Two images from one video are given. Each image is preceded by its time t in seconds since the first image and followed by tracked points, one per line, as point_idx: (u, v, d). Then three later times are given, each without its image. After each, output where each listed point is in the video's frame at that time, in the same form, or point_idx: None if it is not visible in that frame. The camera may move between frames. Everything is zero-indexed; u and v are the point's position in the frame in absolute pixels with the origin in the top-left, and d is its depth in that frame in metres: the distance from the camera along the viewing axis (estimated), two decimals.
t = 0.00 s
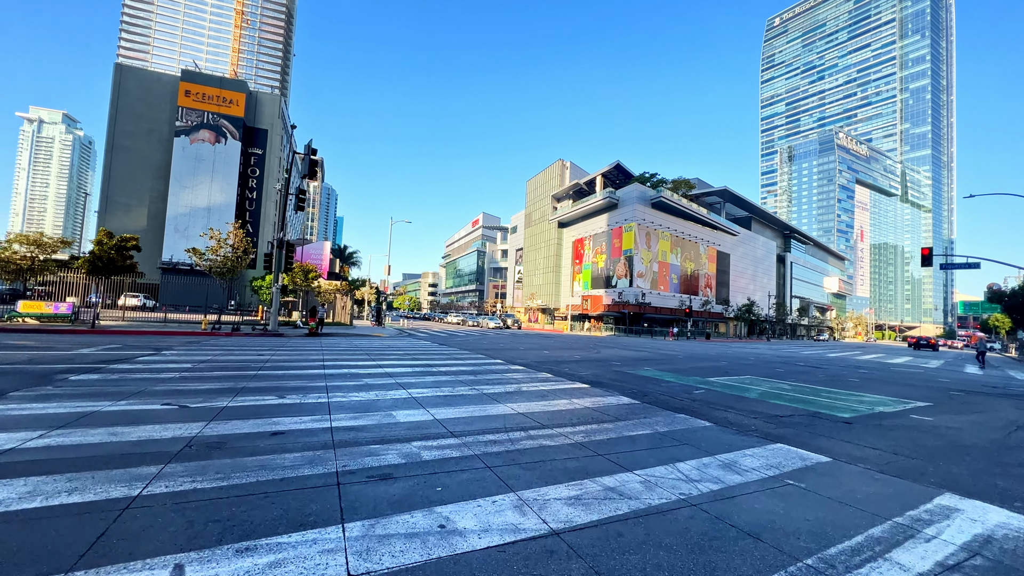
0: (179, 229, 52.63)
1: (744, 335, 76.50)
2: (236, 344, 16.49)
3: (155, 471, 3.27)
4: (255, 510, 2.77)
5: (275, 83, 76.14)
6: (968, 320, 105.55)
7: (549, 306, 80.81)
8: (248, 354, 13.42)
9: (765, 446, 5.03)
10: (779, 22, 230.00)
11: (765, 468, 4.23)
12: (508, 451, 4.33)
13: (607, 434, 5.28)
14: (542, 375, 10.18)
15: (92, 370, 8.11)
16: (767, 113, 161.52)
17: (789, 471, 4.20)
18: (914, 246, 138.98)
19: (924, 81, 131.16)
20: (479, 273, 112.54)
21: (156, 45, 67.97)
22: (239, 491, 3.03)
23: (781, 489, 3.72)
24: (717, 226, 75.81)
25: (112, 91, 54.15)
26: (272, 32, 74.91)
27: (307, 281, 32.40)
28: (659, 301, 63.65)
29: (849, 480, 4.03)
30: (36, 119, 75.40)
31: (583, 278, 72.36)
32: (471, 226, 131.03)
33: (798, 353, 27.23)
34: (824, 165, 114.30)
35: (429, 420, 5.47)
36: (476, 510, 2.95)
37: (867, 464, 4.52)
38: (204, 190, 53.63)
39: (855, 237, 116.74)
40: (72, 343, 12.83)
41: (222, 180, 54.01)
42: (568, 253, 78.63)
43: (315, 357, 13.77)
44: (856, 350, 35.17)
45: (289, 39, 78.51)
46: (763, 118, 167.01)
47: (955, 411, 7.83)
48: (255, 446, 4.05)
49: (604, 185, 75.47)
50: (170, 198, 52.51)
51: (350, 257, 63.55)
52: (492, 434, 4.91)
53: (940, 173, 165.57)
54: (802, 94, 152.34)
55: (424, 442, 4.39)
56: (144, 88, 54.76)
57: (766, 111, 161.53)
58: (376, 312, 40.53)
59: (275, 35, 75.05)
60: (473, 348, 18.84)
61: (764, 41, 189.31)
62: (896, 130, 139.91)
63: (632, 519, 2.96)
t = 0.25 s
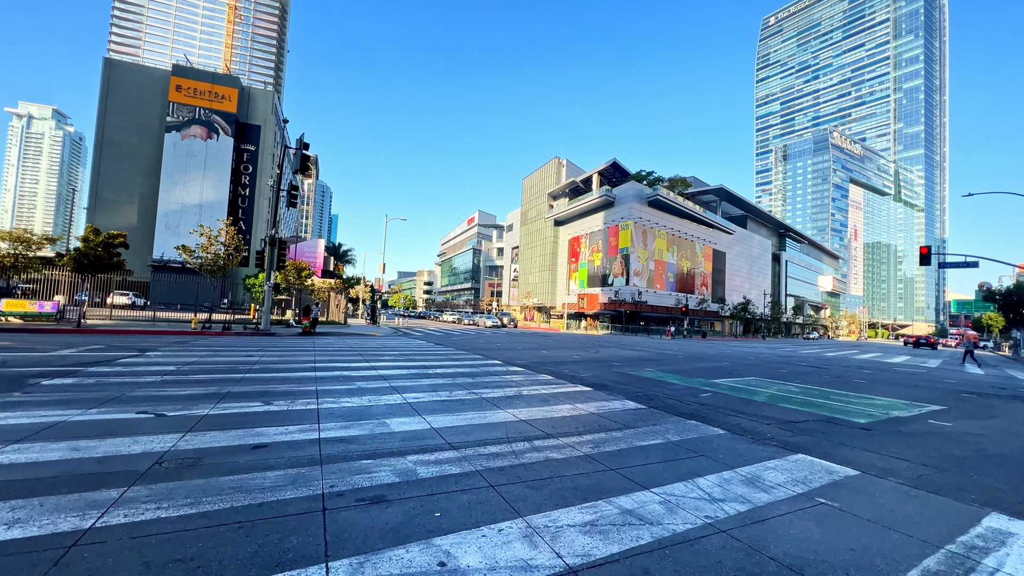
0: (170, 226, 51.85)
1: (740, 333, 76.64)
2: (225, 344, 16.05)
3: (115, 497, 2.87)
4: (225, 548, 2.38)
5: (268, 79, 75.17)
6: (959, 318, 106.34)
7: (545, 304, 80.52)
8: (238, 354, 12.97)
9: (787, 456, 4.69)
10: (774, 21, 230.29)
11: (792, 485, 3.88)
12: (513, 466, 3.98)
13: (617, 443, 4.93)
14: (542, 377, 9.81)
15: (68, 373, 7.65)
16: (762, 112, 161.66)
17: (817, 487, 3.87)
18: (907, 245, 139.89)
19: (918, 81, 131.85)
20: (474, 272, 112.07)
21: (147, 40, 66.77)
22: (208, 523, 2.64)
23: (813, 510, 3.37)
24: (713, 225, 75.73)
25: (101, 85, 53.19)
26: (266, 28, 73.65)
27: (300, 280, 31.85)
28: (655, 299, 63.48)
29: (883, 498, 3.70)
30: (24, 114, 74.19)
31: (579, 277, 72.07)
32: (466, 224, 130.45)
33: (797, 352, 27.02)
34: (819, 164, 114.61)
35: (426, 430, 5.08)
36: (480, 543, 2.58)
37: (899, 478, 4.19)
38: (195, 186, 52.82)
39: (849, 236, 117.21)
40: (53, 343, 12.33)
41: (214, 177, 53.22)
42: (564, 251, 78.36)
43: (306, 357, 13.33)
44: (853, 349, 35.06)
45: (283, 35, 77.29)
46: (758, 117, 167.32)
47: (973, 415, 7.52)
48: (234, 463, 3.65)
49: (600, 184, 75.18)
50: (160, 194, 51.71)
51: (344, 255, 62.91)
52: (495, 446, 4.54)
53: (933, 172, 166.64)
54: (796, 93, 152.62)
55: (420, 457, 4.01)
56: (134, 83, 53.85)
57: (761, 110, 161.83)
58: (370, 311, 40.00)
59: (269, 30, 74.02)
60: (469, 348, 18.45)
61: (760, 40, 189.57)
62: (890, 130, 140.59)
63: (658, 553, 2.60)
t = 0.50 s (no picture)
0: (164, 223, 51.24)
1: (737, 332, 76.66)
2: (219, 343, 15.68)
3: (79, 519, 2.54)
4: None
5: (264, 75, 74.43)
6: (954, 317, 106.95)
7: (542, 303, 80.28)
8: (231, 353, 12.58)
9: (812, 463, 4.40)
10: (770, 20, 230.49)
11: (824, 496, 3.59)
12: (524, 475, 3.67)
13: (631, 448, 4.63)
14: (547, 377, 9.50)
15: (48, 375, 7.24)
16: (758, 111, 161.67)
17: (854, 499, 3.57)
18: (902, 244, 140.65)
19: (913, 81, 132.39)
20: (471, 270, 111.68)
21: (141, 35, 66.51)
22: (182, 550, 2.30)
23: (857, 527, 3.06)
24: (710, 223, 75.65)
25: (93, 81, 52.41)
26: (261, 24, 72.75)
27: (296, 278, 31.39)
28: (653, 298, 63.31)
29: (928, 511, 3.40)
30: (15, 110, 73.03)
31: (576, 275, 71.91)
32: (463, 222, 129.92)
33: (797, 351, 26.87)
34: (815, 163, 114.80)
35: (428, 434, 4.78)
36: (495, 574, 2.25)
37: (935, 487, 3.91)
38: (189, 183, 52.21)
39: (844, 235, 117.61)
40: (37, 342, 11.89)
41: (208, 173, 52.59)
42: (562, 249, 78.11)
43: (301, 356, 12.96)
44: (852, 348, 34.99)
45: (279, 31, 76.39)
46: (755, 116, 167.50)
47: (992, 417, 7.27)
48: (218, 476, 3.32)
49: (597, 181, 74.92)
50: (153, 191, 51.05)
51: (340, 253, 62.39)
52: (502, 452, 4.23)
53: (927, 171, 167.50)
54: (792, 92, 152.80)
55: (423, 467, 3.70)
56: (126, 78, 53.08)
57: (757, 109, 162.01)
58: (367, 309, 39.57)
59: (264, 26, 73.21)
60: (468, 347, 18.15)
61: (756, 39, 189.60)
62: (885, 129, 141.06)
63: None
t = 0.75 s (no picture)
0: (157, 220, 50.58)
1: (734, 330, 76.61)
2: (211, 343, 15.28)
3: (27, 557, 2.17)
4: None
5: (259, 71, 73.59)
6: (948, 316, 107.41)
7: (539, 301, 80.00)
8: (223, 353, 12.18)
9: (844, 475, 4.09)
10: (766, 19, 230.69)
11: (865, 516, 3.28)
12: (537, 493, 3.34)
13: (650, 460, 4.31)
14: (551, 378, 9.17)
15: (26, 379, 6.84)
16: (755, 109, 161.58)
17: (899, 519, 3.26)
18: (897, 243, 141.30)
19: (908, 80, 132.77)
20: (468, 268, 111.25)
21: (134, 31, 65.57)
22: None
23: (912, 554, 2.75)
24: (708, 221, 75.50)
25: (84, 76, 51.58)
26: (256, 20, 71.83)
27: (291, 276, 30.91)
28: (651, 296, 63.12)
29: (984, 534, 3.09)
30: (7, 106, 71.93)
31: (574, 273, 71.64)
32: (460, 220, 129.39)
33: (797, 350, 26.65)
34: (811, 162, 114.94)
35: (431, 445, 4.44)
36: None
37: (982, 504, 3.61)
38: (183, 181, 51.55)
39: (840, 234, 117.97)
40: (21, 343, 11.44)
41: (202, 170, 51.94)
42: (559, 247, 77.84)
43: (295, 357, 12.56)
44: (851, 346, 34.86)
45: (274, 27, 75.50)
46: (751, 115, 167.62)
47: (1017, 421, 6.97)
48: (197, 498, 2.97)
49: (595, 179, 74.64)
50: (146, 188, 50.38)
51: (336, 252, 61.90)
52: (512, 466, 3.90)
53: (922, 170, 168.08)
54: (789, 91, 152.94)
55: (426, 485, 3.36)
56: (118, 74, 52.27)
57: (754, 108, 162.08)
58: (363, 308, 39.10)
59: (259, 21, 72.29)
60: (467, 346, 17.77)
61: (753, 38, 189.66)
62: (881, 129, 141.49)
63: None
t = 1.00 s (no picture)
0: (152, 217, 50.07)
1: (733, 329, 76.56)
2: (205, 340, 14.90)
3: None
4: None
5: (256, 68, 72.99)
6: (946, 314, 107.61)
7: (538, 299, 79.68)
8: (217, 351, 11.82)
9: (879, 482, 3.79)
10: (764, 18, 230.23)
11: (911, 529, 3.00)
12: (553, 504, 3.02)
13: (669, 465, 4.01)
14: (554, 378, 8.85)
15: (5, 377, 6.46)
16: (753, 108, 161.47)
17: (950, 532, 2.97)
18: (894, 242, 141.70)
19: (906, 79, 132.81)
20: (466, 267, 110.99)
21: (130, 27, 65.01)
22: None
23: (974, 573, 2.47)
24: (707, 220, 75.29)
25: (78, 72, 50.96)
26: (253, 17, 71.20)
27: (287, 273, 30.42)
28: (650, 294, 62.89)
29: None
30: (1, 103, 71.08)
31: (573, 272, 71.36)
32: (458, 219, 128.97)
33: (799, 348, 26.42)
34: (809, 160, 114.93)
35: (433, 449, 4.17)
36: None
37: None
38: (178, 177, 51.03)
39: (838, 233, 117.99)
40: (7, 340, 11.07)
41: (198, 167, 51.43)
42: (558, 245, 77.57)
43: (291, 355, 12.22)
44: (852, 345, 34.69)
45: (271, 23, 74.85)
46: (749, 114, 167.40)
47: None
48: (170, 513, 2.62)
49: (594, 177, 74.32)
50: (141, 185, 49.86)
51: (334, 250, 61.48)
52: (521, 472, 3.59)
53: (920, 169, 168.42)
54: (787, 90, 152.76)
55: (429, 496, 3.04)
56: (113, 69, 51.66)
57: (752, 107, 161.84)
58: (361, 307, 38.71)
59: (256, 17, 71.58)
60: (466, 345, 17.44)
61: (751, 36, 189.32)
62: (879, 127, 141.63)
63: None
